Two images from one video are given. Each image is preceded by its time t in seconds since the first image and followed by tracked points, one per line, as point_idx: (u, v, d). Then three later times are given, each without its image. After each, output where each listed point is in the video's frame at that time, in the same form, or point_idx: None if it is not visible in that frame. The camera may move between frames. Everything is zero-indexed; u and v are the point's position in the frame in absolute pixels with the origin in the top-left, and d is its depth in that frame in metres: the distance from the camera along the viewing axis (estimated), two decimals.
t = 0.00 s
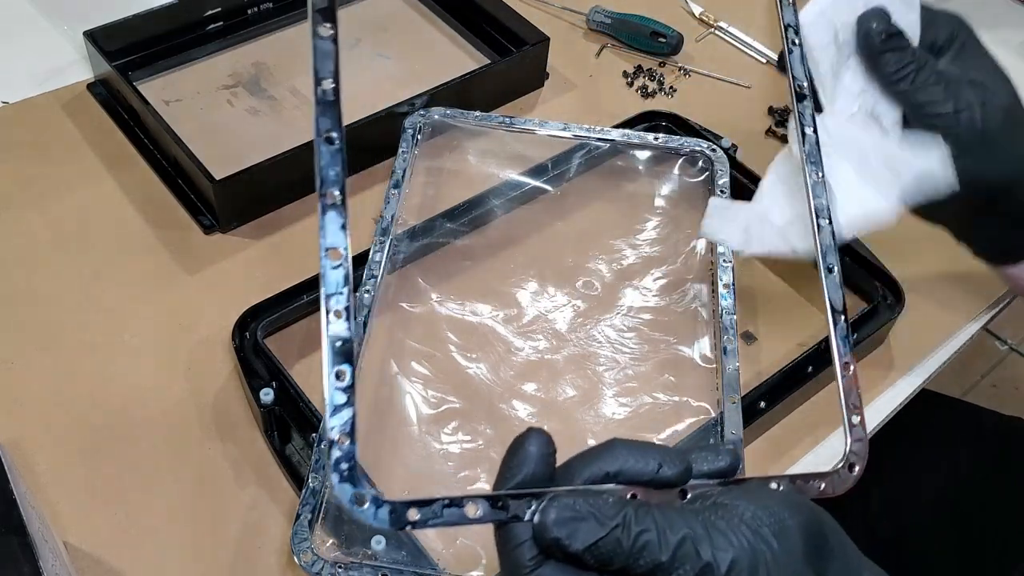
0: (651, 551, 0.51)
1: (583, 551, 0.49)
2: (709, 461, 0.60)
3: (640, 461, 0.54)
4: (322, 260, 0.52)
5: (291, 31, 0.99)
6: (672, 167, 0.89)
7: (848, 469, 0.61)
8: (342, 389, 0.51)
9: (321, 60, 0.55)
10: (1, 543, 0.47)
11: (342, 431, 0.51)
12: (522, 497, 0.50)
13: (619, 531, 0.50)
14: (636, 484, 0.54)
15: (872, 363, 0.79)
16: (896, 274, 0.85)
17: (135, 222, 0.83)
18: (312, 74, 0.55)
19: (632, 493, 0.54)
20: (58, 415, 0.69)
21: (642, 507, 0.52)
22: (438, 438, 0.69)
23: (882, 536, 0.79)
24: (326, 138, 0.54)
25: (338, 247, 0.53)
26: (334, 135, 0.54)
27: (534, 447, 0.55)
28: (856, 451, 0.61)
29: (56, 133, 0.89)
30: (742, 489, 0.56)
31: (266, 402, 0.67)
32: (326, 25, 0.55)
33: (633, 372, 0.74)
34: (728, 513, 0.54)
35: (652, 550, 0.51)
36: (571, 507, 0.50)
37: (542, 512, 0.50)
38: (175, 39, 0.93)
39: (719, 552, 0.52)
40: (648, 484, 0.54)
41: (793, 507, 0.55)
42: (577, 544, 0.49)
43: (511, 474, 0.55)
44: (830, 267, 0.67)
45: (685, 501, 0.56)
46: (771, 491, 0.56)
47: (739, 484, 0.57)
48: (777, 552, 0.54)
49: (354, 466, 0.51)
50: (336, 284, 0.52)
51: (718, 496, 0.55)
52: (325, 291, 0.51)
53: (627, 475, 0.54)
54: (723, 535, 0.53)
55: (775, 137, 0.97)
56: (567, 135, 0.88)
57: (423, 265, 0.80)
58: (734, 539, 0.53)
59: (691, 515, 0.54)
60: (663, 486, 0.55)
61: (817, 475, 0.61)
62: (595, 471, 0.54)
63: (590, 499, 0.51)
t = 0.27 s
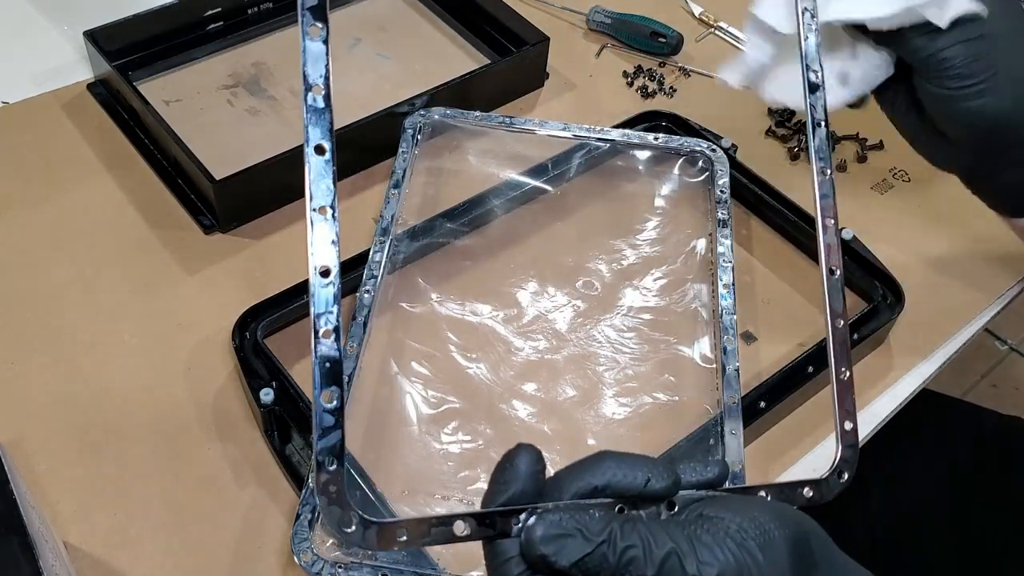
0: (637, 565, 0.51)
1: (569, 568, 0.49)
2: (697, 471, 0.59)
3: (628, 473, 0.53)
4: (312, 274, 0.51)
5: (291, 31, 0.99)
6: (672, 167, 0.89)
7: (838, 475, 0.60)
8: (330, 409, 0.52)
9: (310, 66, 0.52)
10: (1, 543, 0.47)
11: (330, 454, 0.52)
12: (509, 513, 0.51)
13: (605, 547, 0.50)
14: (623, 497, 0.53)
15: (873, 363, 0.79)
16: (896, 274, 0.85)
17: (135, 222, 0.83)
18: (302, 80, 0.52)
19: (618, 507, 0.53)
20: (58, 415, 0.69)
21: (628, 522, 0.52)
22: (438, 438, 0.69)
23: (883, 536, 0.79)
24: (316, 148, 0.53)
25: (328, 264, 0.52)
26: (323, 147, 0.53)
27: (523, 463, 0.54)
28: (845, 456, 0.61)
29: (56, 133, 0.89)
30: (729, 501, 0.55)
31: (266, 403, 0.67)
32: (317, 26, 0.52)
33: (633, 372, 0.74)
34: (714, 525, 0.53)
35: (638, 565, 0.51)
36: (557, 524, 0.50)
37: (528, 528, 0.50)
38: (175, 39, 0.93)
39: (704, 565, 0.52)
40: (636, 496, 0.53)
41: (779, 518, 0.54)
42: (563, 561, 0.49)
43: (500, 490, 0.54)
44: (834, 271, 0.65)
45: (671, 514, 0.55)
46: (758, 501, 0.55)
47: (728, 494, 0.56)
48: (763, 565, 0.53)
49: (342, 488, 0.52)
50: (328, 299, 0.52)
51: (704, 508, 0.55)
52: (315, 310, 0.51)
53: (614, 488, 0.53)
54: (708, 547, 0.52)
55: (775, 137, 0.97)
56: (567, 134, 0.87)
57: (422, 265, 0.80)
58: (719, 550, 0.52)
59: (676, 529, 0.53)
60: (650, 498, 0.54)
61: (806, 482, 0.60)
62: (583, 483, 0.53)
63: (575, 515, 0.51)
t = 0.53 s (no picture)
0: (650, 553, 0.51)
1: (582, 556, 0.49)
2: (704, 461, 0.60)
3: (639, 462, 0.55)
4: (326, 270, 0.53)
5: (291, 31, 0.99)
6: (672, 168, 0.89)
7: (838, 464, 0.61)
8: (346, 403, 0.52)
9: (321, 62, 0.54)
10: (1, 543, 0.47)
11: (347, 445, 0.52)
12: (522, 503, 0.51)
13: (618, 535, 0.50)
14: (633, 486, 0.55)
15: (873, 363, 0.79)
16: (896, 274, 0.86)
17: (135, 222, 0.83)
18: (314, 76, 0.54)
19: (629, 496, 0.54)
20: (58, 414, 0.69)
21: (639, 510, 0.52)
22: (438, 438, 0.69)
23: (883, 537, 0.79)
24: (328, 144, 0.54)
25: (339, 258, 0.54)
26: (336, 142, 0.55)
27: (535, 454, 0.56)
28: (844, 446, 0.62)
29: (56, 133, 0.89)
30: (738, 489, 0.56)
31: (266, 402, 0.67)
32: (328, 23, 0.54)
33: (633, 372, 0.74)
34: (724, 514, 0.54)
35: (651, 553, 0.51)
36: (571, 513, 0.50)
37: (542, 517, 0.50)
38: (175, 40, 0.93)
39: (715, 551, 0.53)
40: (647, 487, 0.55)
41: (786, 505, 0.55)
42: (577, 550, 0.49)
43: (513, 480, 0.55)
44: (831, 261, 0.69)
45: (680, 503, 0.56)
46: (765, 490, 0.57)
47: (735, 485, 0.57)
48: (772, 551, 0.54)
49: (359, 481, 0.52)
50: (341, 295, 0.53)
51: (714, 497, 0.56)
52: (329, 304, 0.53)
53: (626, 477, 0.54)
54: (717, 532, 0.53)
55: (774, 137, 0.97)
56: (567, 134, 0.87)
57: (422, 265, 0.80)
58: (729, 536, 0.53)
59: (687, 517, 0.54)
60: (661, 487, 0.55)
61: (809, 470, 0.60)
62: (596, 473, 0.55)
63: (588, 504, 0.51)
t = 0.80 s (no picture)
0: None
1: None
2: (720, 482, 0.57)
3: (656, 488, 0.54)
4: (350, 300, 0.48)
5: (291, 31, 0.99)
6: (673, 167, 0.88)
7: (847, 480, 0.62)
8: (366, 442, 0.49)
9: (346, 75, 0.48)
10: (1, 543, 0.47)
11: (373, 481, 0.49)
12: (543, 536, 0.52)
13: (642, 563, 0.50)
14: (653, 513, 0.54)
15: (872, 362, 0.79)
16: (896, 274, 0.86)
17: (135, 222, 0.83)
18: (336, 88, 0.47)
19: (649, 522, 0.53)
20: (58, 415, 0.69)
21: (661, 537, 0.52)
22: (438, 438, 0.69)
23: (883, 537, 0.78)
24: (350, 164, 0.48)
25: (361, 288, 0.48)
26: (363, 163, 0.48)
27: (556, 484, 0.57)
28: (854, 461, 0.63)
29: (56, 133, 0.89)
30: (757, 510, 0.55)
31: (266, 402, 0.67)
32: (354, 32, 0.47)
33: (633, 372, 0.74)
34: (744, 534, 0.53)
35: None
36: (593, 542, 0.50)
37: (566, 548, 0.50)
38: (175, 40, 0.93)
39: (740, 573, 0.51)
40: (666, 512, 0.54)
41: (804, 523, 0.54)
42: None
43: (535, 514, 0.57)
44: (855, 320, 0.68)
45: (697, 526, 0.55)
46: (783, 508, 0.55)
47: (754, 505, 0.56)
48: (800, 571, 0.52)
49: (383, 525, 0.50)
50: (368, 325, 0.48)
51: (731, 518, 0.55)
52: (352, 339, 0.48)
53: (644, 504, 0.54)
54: (742, 556, 0.52)
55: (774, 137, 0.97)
56: (567, 134, 0.87)
57: (422, 265, 0.80)
58: (753, 558, 0.51)
59: (709, 540, 0.53)
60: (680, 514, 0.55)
61: (820, 488, 0.61)
62: (615, 500, 0.54)
63: (610, 533, 0.51)
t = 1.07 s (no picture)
0: None
1: None
2: (732, 484, 0.56)
3: (667, 499, 0.53)
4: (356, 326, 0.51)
5: (291, 31, 0.99)
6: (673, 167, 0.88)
7: (853, 478, 0.63)
8: (381, 458, 0.50)
9: (338, 115, 0.50)
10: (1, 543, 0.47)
11: (390, 507, 0.51)
12: (560, 546, 0.52)
13: (656, 569, 0.50)
14: (665, 520, 0.53)
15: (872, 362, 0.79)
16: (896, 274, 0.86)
17: (135, 222, 0.83)
18: (331, 129, 0.50)
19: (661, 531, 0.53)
20: (58, 414, 0.69)
21: (676, 542, 0.52)
22: (438, 438, 0.68)
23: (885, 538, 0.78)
24: (350, 198, 0.51)
25: (369, 314, 0.51)
26: (359, 197, 0.51)
27: (575, 495, 0.56)
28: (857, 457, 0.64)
29: (56, 133, 0.89)
30: (770, 512, 0.54)
31: (266, 402, 0.67)
32: (344, 72, 0.49)
33: (633, 372, 0.74)
34: (756, 537, 0.52)
35: None
36: (609, 550, 0.50)
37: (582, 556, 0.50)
38: (175, 39, 0.93)
39: None
40: (678, 520, 0.53)
41: (815, 525, 0.54)
42: None
43: (552, 524, 0.55)
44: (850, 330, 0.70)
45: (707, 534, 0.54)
46: (795, 518, 0.55)
47: (766, 508, 0.55)
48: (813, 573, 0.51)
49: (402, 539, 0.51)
50: (372, 351, 0.51)
51: (744, 521, 0.54)
52: (362, 363, 0.51)
53: (656, 513, 0.53)
54: (755, 559, 0.51)
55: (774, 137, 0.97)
56: (568, 135, 0.86)
57: (423, 264, 0.80)
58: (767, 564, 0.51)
59: (722, 544, 0.53)
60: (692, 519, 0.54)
61: (828, 487, 0.62)
62: (625, 510, 0.53)
63: (625, 540, 0.51)
